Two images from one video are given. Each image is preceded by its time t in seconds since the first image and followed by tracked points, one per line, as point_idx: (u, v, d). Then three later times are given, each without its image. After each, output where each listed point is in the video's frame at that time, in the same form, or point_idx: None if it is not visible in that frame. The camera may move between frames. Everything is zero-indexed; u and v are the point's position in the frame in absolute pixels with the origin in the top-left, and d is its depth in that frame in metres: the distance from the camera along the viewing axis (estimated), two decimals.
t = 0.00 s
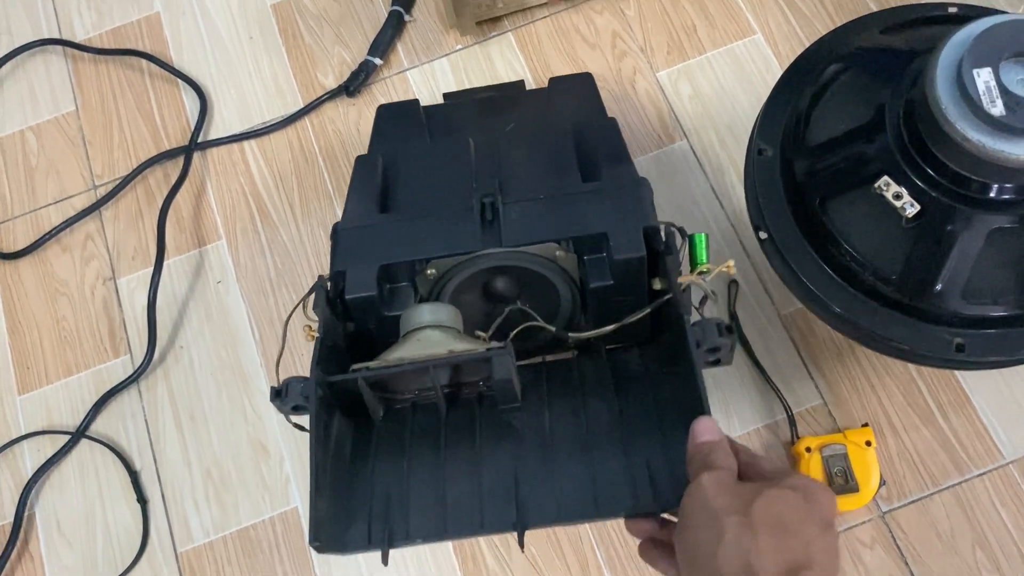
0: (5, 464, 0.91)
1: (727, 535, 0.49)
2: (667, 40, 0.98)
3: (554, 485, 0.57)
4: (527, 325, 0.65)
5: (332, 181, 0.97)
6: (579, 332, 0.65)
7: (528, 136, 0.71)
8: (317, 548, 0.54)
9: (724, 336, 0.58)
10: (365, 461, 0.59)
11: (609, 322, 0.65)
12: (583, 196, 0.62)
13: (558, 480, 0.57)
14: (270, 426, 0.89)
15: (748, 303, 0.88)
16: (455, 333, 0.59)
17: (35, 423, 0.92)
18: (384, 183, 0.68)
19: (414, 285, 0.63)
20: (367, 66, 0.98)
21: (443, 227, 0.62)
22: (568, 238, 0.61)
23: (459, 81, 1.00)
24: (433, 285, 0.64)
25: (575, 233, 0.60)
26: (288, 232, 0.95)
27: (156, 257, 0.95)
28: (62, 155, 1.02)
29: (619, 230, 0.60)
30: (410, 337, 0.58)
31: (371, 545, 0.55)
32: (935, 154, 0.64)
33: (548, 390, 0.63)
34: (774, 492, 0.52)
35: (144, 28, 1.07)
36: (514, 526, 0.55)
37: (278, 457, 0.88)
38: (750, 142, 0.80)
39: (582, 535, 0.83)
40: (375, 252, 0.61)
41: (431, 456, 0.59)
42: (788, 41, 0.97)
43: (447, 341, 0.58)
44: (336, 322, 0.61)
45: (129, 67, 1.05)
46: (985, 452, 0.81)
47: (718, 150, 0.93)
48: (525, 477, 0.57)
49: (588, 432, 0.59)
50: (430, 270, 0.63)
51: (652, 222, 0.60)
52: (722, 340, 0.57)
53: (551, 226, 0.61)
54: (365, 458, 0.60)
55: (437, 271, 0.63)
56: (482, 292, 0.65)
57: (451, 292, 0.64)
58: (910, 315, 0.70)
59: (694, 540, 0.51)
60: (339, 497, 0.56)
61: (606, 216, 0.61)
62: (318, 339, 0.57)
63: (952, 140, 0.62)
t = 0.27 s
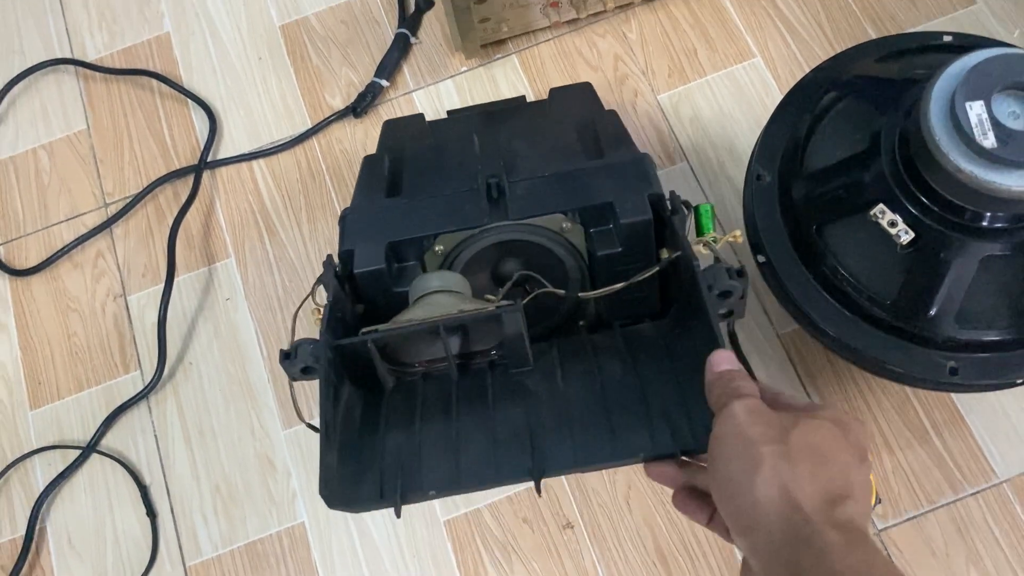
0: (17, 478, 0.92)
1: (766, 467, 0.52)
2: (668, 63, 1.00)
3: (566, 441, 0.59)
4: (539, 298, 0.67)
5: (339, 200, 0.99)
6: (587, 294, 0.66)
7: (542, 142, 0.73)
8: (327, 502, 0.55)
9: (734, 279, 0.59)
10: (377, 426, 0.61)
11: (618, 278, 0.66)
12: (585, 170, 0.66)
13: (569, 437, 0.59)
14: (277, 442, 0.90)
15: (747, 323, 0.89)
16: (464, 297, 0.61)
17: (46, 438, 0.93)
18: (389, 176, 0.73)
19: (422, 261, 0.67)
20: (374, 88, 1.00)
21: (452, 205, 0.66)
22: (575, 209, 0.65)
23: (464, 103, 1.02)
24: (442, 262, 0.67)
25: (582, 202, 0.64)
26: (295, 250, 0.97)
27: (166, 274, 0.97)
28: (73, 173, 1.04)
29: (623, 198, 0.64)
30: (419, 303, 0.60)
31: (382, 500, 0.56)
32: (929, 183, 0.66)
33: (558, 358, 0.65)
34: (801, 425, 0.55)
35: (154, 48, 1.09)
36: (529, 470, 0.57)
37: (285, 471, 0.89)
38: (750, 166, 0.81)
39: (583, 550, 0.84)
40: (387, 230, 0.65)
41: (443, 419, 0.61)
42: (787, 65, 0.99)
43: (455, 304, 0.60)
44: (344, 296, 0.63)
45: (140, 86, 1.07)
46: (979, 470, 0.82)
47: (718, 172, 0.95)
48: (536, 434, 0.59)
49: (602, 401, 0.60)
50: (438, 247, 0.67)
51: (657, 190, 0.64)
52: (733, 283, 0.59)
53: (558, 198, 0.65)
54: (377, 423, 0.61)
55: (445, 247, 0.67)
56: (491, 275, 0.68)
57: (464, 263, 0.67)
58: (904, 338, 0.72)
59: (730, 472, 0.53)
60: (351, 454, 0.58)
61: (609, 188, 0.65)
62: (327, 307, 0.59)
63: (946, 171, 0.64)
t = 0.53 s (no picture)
0: (23, 485, 0.93)
1: (767, 437, 0.52)
2: (668, 76, 1.02)
3: (561, 421, 0.59)
4: (537, 291, 0.69)
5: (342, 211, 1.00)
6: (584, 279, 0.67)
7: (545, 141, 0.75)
8: (323, 478, 0.55)
9: (730, 261, 0.61)
10: (374, 410, 0.62)
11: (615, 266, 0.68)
12: (585, 167, 0.67)
13: (565, 418, 0.59)
14: (280, 450, 0.91)
15: (746, 335, 0.89)
16: (462, 282, 0.62)
17: (52, 445, 0.94)
18: (391, 177, 0.75)
19: (422, 255, 0.68)
20: (378, 100, 1.01)
21: (454, 200, 0.67)
22: (574, 201, 0.66)
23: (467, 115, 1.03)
24: (442, 254, 0.68)
25: (582, 195, 0.66)
26: (299, 260, 0.98)
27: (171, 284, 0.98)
28: (80, 183, 1.05)
29: (622, 191, 0.65)
30: (418, 289, 0.62)
31: (377, 478, 0.57)
32: (926, 200, 0.67)
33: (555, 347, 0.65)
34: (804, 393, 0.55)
35: (161, 59, 1.10)
36: (526, 450, 0.58)
37: (288, 480, 0.90)
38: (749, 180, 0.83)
39: (582, 560, 0.85)
40: (389, 222, 0.67)
41: (441, 403, 0.62)
42: (786, 79, 1.00)
43: (453, 289, 0.61)
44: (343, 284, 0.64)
45: (146, 97, 1.08)
46: (975, 482, 0.83)
47: (717, 185, 0.96)
48: (533, 415, 0.60)
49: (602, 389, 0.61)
50: (438, 239, 0.67)
51: (654, 181, 0.65)
52: (729, 266, 0.61)
53: (558, 192, 0.66)
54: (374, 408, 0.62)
55: (445, 239, 0.67)
56: (490, 270, 0.69)
57: (464, 254, 0.68)
58: (901, 352, 0.74)
59: (733, 445, 0.53)
60: (348, 435, 0.59)
61: (609, 183, 0.66)
62: (325, 291, 0.60)
63: (942, 187, 0.65)
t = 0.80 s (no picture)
0: (22, 487, 0.93)
1: (772, 431, 0.51)
2: (670, 80, 1.01)
3: (560, 420, 0.59)
4: (537, 291, 0.69)
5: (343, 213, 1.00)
6: (583, 278, 0.67)
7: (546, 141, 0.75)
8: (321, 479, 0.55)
9: (731, 259, 0.61)
10: (372, 408, 0.61)
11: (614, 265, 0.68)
12: (585, 167, 0.67)
13: (564, 417, 0.59)
14: (280, 453, 0.91)
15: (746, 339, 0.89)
16: (463, 281, 0.62)
17: (51, 447, 0.94)
18: (392, 176, 0.75)
19: (421, 254, 0.68)
20: (379, 102, 1.01)
21: (453, 198, 0.67)
22: (575, 201, 0.66)
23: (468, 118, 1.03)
24: (442, 253, 0.67)
25: (582, 195, 0.66)
26: (300, 263, 0.98)
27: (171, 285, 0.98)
28: (81, 185, 1.05)
29: (622, 191, 0.65)
30: (417, 287, 0.62)
31: (374, 475, 0.57)
32: (928, 204, 0.67)
33: (555, 346, 0.65)
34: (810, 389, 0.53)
35: (163, 61, 1.10)
36: (525, 449, 0.57)
37: (287, 483, 0.90)
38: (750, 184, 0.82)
39: (582, 564, 0.85)
40: (388, 221, 0.67)
41: (439, 402, 0.61)
42: (788, 83, 1.00)
43: (453, 287, 0.61)
44: (342, 283, 0.64)
45: (148, 99, 1.08)
46: (977, 488, 0.83)
47: (718, 189, 0.96)
48: (532, 414, 0.60)
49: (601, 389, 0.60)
50: (438, 239, 0.67)
51: (655, 182, 0.65)
52: (729, 263, 0.60)
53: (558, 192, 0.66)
54: (372, 406, 0.62)
55: (445, 239, 0.67)
56: (490, 270, 0.69)
57: (465, 253, 0.67)
58: (902, 357, 0.73)
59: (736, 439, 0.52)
60: (347, 433, 0.58)
61: (609, 182, 0.66)
62: (323, 289, 0.60)
63: (944, 191, 0.65)
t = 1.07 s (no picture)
0: (25, 490, 0.93)
1: (779, 431, 0.52)
2: (673, 88, 1.02)
3: (563, 417, 0.59)
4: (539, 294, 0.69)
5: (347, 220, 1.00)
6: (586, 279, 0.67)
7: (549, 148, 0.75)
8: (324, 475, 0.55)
9: (735, 260, 0.60)
10: (375, 406, 0.62)
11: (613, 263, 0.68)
12: (588, 169, 0.67)
13: (566, 414, 0.59)
14: (282, 458, 0.91)
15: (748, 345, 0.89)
16: (465, 281, 0.63)
17: (54, 451, 0.94)
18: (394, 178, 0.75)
19: (425, 256, 0.69)
20: (384, 109, 1.01)
21: (457, 200, 0.67)
22: (578, 204, 0.66)
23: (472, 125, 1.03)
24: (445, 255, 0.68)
25: (586, 197, 0.66)
26: (304, 269, 0.98)
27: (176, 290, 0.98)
28: (86, 190, 1.05)
29: (625, 194, 0.65)
30: (419, 287, 0.62)
31: (376, 471, 0.57)
32: (930, 214, 0.67)
33: (557, 346, 0.66)
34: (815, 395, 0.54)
35: (168, 67, 1.10)
36: (526, 445, 0.57)
37: (289, 488, 0.90)
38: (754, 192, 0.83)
39: (584, 571, 0.85)
40: (391, 222, 0.67)
41: (441, 401, 0.61)
42: (791, 92, 1.00)
43: (455, 286, 0.61)
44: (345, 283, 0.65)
45: (153, 104, 1.08)
46: (978, 496, 0.83)
47: (721, 197, 0.96)
48: (534, 412, 0.60)
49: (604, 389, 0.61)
50: (440, 241, 0.68)
51: (658, 185, 0.65)
52: (732, 264, 0.59)
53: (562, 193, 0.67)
54: (375, 405, 0.62)
55: (448, 241, 0.68)
56: (495, 272, 0.70)
57: (469, 253, 0.68)
58: (906, 365, 0.73)
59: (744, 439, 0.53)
60: (349, 431, 0.58)
61: (613, 185, 0.66)
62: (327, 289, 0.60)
63: (946, 201, 0.65)
